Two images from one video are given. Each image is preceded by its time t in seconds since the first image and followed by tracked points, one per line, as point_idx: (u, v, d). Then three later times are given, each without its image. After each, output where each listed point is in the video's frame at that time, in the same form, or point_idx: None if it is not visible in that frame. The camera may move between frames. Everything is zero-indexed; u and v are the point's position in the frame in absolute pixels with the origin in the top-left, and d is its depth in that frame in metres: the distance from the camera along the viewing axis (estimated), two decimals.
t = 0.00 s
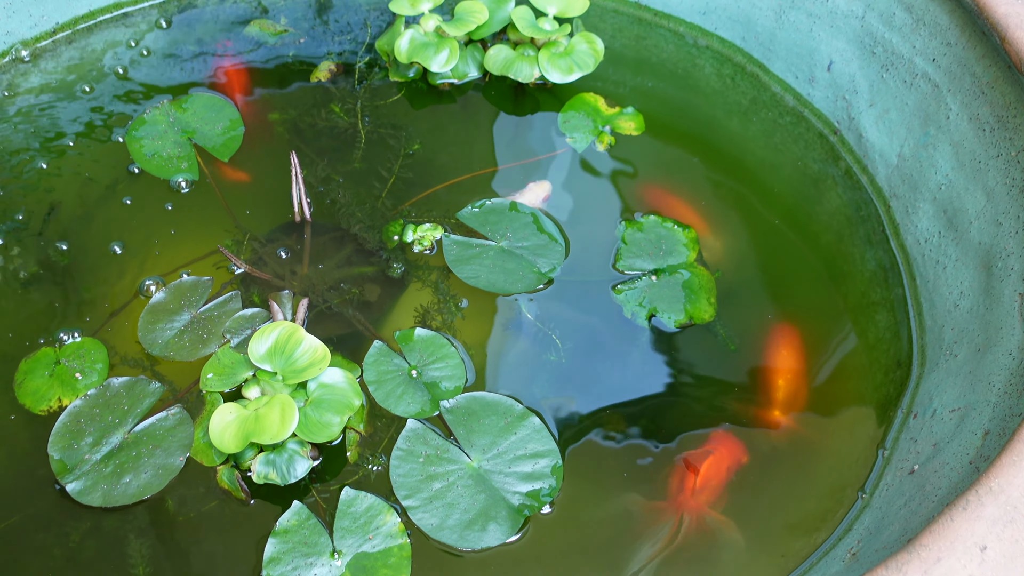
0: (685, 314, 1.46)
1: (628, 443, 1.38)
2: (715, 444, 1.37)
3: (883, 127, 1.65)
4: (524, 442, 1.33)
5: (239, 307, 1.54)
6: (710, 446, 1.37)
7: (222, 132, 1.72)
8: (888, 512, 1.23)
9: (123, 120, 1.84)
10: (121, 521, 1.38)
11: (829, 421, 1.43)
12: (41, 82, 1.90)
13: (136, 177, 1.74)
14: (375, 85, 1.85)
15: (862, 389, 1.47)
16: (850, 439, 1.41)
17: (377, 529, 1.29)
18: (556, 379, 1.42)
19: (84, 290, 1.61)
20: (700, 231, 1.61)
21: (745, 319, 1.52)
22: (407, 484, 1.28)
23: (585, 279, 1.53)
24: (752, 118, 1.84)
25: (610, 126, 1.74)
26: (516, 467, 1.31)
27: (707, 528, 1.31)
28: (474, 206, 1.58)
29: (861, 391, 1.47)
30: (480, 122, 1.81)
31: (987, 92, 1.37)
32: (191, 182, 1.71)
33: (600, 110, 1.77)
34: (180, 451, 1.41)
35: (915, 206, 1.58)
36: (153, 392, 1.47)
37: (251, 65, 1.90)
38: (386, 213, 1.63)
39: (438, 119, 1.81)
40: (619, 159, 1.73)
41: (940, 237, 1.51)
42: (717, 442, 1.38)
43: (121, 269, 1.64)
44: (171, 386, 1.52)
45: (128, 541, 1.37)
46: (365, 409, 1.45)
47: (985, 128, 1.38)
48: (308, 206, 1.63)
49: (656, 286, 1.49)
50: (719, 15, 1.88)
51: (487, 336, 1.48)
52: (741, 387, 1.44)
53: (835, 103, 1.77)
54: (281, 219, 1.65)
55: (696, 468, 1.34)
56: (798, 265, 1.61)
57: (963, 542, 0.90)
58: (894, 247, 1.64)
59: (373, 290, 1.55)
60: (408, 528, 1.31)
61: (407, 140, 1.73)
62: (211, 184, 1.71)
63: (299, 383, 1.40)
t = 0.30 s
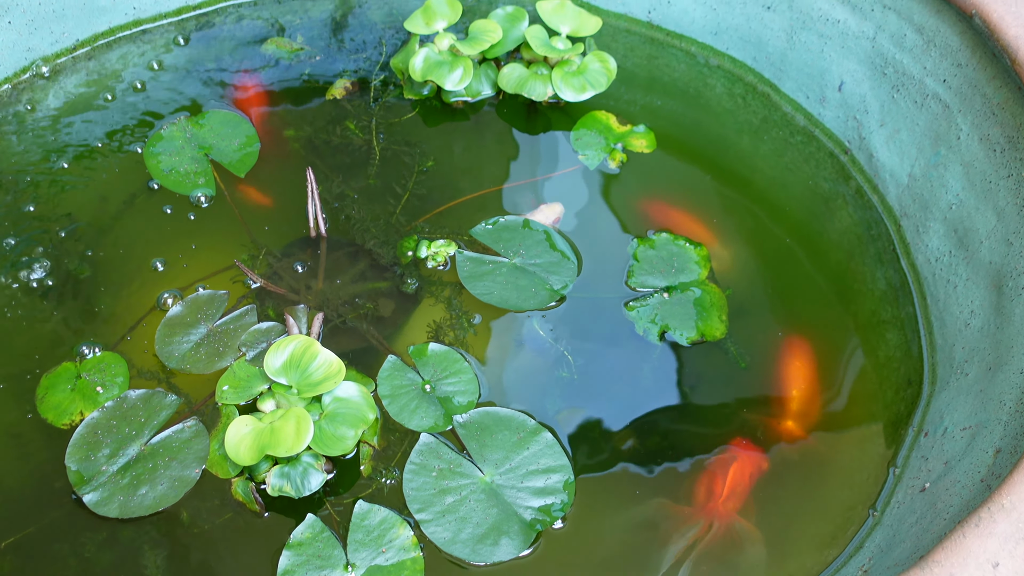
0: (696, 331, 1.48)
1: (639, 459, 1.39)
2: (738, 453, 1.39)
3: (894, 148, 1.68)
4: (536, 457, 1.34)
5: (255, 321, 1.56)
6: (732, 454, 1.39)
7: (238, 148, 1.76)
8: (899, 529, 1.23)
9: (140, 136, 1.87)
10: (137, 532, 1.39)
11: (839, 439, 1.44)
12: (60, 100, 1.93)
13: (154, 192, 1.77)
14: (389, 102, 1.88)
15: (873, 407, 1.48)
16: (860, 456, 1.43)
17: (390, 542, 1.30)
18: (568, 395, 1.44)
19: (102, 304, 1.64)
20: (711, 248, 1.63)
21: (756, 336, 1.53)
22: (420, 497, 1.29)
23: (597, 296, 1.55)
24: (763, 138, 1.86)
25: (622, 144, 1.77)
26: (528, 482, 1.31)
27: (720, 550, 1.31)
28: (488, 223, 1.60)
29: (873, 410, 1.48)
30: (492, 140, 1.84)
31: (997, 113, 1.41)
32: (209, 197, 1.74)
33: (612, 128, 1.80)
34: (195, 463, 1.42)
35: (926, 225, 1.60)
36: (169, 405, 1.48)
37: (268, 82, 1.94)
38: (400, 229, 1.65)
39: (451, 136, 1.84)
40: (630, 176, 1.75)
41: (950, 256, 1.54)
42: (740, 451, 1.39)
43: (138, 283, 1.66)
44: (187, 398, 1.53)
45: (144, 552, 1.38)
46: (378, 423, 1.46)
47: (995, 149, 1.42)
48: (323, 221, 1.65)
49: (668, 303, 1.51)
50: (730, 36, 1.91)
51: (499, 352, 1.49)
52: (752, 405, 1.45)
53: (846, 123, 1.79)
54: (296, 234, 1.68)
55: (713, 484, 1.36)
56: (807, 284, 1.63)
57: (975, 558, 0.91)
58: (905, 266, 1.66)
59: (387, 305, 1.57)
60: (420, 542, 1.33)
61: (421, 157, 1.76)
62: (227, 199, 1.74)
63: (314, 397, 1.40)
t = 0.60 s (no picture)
0: (704, 343, 1.49)
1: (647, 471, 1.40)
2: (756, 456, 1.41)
3: (901, 161, 1.71)
4: (545, 468, 1.35)
5: (265, 331, 1.57)
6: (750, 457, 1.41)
7: (250, 160, 1.77)
8: (907, 541, 1.25)
9: (152, 148, 1.90)
10: (148, 540, 1.40)
11: (847, 453, 1.44)
12: (74, 112, 1.96)
13: (166, 205, 1.79)
14: (399, 114, 1.90)
15: (880, 419, 1.49)
16: (868, 468, 1.44)
17: (400, 551, 1.31)
18: (576, 407, 1.45)
19: (115, 313, 1.66)
20: (718, 260, 1.64)
21: (764, 348, 1.53)
22: (429, 507, 1.30)
23: (605, 307, 1.56)
24: (771, 150, 1.88)
25: (630, 156, 1.79)
26: (537, 492, 1.32)
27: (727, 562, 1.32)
28: (497, 236, 1.62)
29: (880, 423, 1.48)
30: (501, 152, 1.86)
31: (1004, 128, 1.45)
32: (217, 212, 1.76)
33: (620, 140, 1.81)
34: (207, 472, 1.43)
35: (933, 238, 1.63)
36: (181, 414, 1.50)
37: (278, 94, 1.96)
38: (410, 241, 1.67)
39: (459, 148, 1.86)
40: (638, 189, 1.77)
41: (958, 269, 1.56)
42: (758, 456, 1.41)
43: (151, 293, 1.68)
44: (197, 408, 1.55)
45: (155, 561, 1.39)
46: (388, 433, 1.47)
47: (1002, 163, 1.46)
48: (334, 231, 1.68)
49: (676, 315, 1.52)
50: (738, 50, 1.94)
51: (508, 363, 1.50)
52: (759, 417, 1.46)
53: (854, 137, 1.81)
54: (307, 245, 1.69)
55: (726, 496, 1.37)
56: (814, 297, 1.63)
57: (984, 571, 0.91)
58: (912, 278, 1.67)
59: (396, 316, 1.58)
60: (430, 551, 1.33)
61: (430, 169, 1.79)
62: (238, 210, 1.76)
63: (324, 407, 1.41)
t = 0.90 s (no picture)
0: (710, 352, 1.50)
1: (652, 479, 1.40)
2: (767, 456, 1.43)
3: (906, 171, 1.72)
4: (551, 475, 1.35)
5: (273, 338, 1.59)
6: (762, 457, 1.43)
7: (258, 168, 1.78)
8: (912, 550, 1.25)
9: (161, 156, 1.91)
10: (155, 546, 1.41)
11: (852, 463, 1.45)
12: (83, 120, 1.98)
13: (174, 212, 1.81)
14: (406, 123, 1.92)
15: (886, 428, 1.50)
16: (873, 477, 1.45)
17: (406, 558, 1.31)
18: (582, 415, 1.45)
19: (123, 320, 1.67)
20: (723, 269, 1.65)
21: (770, 358, 1.54)
22: (435, 514, 1.30)
23: (610, 316, 1.57)
24: (776, 161, 1.89)
25: (635, 165, 1.80)
26: (543, 500, 1.33)
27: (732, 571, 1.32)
28: (504, 244, 1.63)
29: (885, 433, 1.49)
30: (506, 161, 1.87)
31: (1009, 138, 1.47)
32: (224, 219, 1.78)
33: (626, 150, 1.82)
34: (214, 478, 1.43)
35: (938, 248, 1.64)
36: (188, 420, 1.51)
37: (286, 103, 1.98)
38: (417, 249, 1.69)
39: (465, 157, 1.88)
40: (643, 198, 1.78)
41: (962, 279, 1.57)
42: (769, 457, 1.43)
43: (158, 300, 1.70)
44: (205, 414, 1.56)
45: (161, 567, 1.40)
46: (394, 441, 1.48)
47: (1007, 173, 1.48)
48: (341, 240, 1.67)
49: (681, 323, 1.53)
50: (744, 61, 1.95)
51: (513, 371, 1.51)
52: (765, 426, 1.46)
53: (859, 147, 1.83)
54: (315, 253, 1.71)
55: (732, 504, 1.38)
56: (818, 307, 1.64)
57: None
58: (917, 288, 1.68)
59: (403, 323, 1.59)
60: (435, 558, 1.34)
61: (437, 178, 1.80)
62: (246, 218, 1.77)
63: (331, 413, 1.42)
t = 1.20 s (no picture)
0: (714, 358, 1.50)
1: (656, 485, 1.41)
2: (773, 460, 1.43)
3: (909, 179, 1.73)
4: (555, 480, 1.36)
5: (278, 342, 1.59)
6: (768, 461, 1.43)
7: (264, 174, 1.79)
8: (916, 556, 1.26)
9: (167, 161, 1.93)
10: (159, 549, 1.42)
11: (855, 470, 1.45)
12: (90, 125, 1.99)
13: (180, 217, 1.82)
14: (411, 130, 1.93)
15: (889, 435, 1.50)
16: (877, 484, 1.45)
17: (410, 563, 1.32)
18: (586, 421, 1.46)
19: (129, 324, 1.68)
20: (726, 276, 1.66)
21: (774, 364, 1.54)
22: (440, 519, 1.30)
23: (614, 322, 1.58)
24: (780, 168, 1.89)
25: (639, 171, 1.81)
26: (548, 505, 1.33)
27: None
28: (509, 249, 1.64)
29: (889, 440, 1.49)
30: (511, 168, 1.89)
31: (1012, 146, 1.48)
32: (224, 222, 1.79)
33: (630, 157, 1.83)
34: (219, 482, 1.44)
35: (942, 256, 1.65)
36: (193, 424, 1.51)
37: (293, 110, 2.00)
38: (421, 254, 1.70)
39: (470, 163, 1.89)
40: (646, 205, 1.79)
41: (966, 286, 1.58)
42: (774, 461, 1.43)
43: (164, 304, 1.71)
44: (210, 418, 1.57)
45: (165, 571, 1.40)
46: (398, 445, 1.49)
47: (1010, 181, 1.49)
48: (346, 245, 1.69)
49: (685, 330, 1.54)
50: (748, 68, 1.97)
51: (518, 376, 1.52)
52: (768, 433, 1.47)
53: (862, 155, 1.83)
54: (320, 258, 1.72)
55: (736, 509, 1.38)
56: (822, 314, 1.65)
57: None
58: (920, 295, 1.68)
59: (408, 328, 1.60)
60: (439, 563, 1.34)
61: (442, 184, 1.81)
62: (251, 223, 1.78)
63: (336, 418, 1.42)
